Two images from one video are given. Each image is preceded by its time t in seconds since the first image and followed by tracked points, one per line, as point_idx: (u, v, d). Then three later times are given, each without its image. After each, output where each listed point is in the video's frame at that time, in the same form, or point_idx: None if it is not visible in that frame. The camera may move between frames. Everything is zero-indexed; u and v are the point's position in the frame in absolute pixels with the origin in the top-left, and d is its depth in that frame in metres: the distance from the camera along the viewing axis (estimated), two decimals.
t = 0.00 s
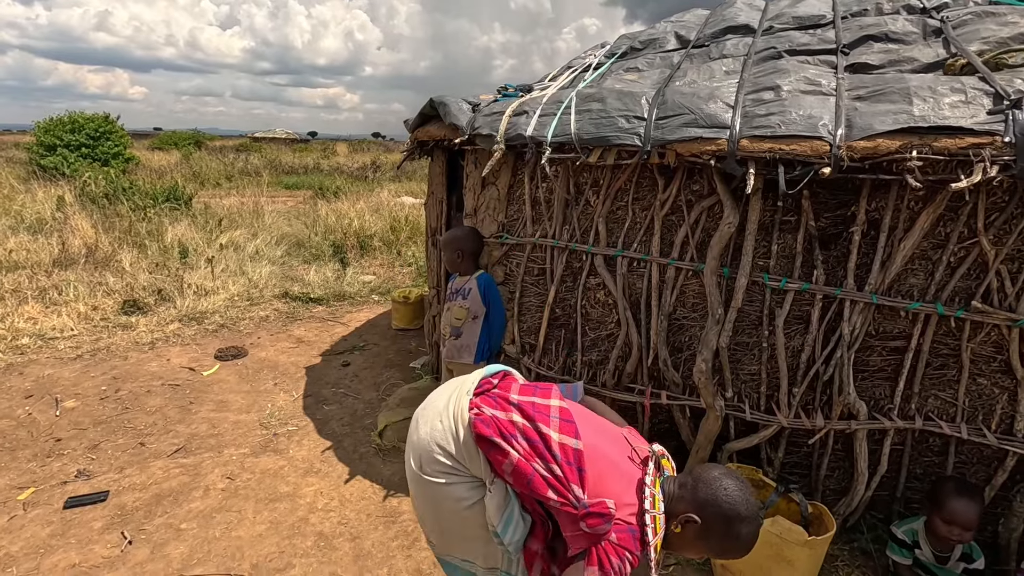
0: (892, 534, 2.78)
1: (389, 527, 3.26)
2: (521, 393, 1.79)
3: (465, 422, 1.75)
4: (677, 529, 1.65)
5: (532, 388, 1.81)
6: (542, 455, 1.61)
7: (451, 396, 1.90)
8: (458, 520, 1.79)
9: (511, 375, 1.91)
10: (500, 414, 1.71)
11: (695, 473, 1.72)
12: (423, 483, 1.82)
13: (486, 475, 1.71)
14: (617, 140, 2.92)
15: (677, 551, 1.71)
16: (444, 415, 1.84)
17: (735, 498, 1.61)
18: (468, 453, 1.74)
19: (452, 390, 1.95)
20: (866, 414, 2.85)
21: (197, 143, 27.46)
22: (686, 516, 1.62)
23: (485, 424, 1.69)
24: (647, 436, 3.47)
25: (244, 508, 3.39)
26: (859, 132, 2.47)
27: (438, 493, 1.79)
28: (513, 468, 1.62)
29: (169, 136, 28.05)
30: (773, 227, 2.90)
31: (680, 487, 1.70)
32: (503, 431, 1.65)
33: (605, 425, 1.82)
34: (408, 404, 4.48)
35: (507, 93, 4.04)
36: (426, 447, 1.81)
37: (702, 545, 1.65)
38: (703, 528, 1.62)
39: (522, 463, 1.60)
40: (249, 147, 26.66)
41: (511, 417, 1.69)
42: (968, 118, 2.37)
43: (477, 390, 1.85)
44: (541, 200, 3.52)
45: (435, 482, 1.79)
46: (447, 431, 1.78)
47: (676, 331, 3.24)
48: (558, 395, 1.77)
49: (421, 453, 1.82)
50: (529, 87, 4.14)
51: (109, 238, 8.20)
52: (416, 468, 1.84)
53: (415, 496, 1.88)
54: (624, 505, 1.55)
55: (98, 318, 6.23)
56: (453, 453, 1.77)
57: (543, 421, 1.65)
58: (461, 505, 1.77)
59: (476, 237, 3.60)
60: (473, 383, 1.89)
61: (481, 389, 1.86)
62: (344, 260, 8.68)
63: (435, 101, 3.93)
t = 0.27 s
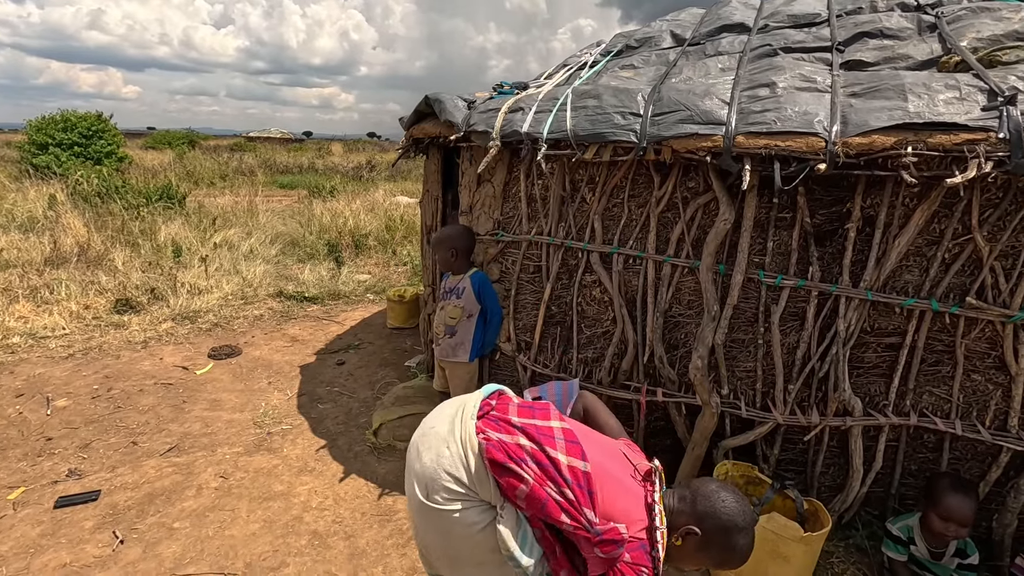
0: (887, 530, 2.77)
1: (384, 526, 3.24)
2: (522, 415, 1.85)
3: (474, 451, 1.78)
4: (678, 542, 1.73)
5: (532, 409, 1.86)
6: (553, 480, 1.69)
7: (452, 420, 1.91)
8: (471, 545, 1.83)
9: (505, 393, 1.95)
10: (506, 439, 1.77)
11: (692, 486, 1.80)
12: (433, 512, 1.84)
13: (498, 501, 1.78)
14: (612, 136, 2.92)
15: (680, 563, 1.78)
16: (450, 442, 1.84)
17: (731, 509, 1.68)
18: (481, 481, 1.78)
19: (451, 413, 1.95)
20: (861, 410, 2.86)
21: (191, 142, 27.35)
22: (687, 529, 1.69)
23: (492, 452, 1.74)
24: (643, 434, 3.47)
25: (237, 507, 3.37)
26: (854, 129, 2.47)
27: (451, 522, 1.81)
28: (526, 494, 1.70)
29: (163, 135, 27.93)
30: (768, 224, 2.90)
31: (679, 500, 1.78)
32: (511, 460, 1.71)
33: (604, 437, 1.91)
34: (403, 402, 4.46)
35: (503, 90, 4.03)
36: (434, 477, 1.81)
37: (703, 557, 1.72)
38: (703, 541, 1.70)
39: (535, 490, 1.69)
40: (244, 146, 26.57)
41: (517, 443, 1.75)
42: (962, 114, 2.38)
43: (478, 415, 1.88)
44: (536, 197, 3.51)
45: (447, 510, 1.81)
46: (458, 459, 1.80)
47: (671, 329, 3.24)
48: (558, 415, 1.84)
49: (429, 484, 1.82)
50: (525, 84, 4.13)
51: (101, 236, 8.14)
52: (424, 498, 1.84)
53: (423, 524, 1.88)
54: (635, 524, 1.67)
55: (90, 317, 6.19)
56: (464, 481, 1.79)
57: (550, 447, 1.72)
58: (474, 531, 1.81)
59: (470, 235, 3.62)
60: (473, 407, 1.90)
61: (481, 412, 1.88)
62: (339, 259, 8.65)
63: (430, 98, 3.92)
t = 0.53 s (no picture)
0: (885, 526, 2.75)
1: (379, 524, 3.21)
2: (524, 438, 1.89)
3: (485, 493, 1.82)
4: (697, 519, 1.79)
5: (533, 430, 1.90)
6: (569, 495, 1.73)
7: (457, 465, 1.94)
8: None
9: (501, 420, 1.98)
10: (514, 470, 1.81)
11: (702, 463, 1.87)
12: (453, 560, 1.90)
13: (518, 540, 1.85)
14: (608, 131, 2.90)
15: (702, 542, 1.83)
16: (461, 491, 1.88)
17: (746, 478, 1.76)
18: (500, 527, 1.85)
19: (454, 455, 1.98)
20: (857, 406, 2.85)
21: (187, 143, 27.26)
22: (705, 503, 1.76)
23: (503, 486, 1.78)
24: (639, 431, 3.45)
25: (230, 506, 3.33)
26: (850, 122, 2.46)
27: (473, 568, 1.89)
28: (544, 520, 1.74)
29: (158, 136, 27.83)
30: (764, 219, 2.89)
31: (692, 478, 1.84)
32: (523, 489, 1.75)
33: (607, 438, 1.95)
34: (398, 401, 4.44)
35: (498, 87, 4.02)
36: (452, 528, 1.86)
37: (724, 530, 1.78)
38: (723, 513, 1.76)
39: (553, 511, 1.73)
40: (239, 147, 26.51)
41: (525, 471, 1.79)
42: (958, 108, 2.37)
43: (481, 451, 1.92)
44: (531, 194, 3.49)
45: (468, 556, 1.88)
46: (473, 508, 1.85)
47: (667, 325, 3.23)
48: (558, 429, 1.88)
49: (447, 534, 1.88)
50: (520, 81, 4.11)
51: (94, 236, 8.09)
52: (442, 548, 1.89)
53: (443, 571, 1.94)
54: (658, 517, 1.71)
55: (82, 316, 6.14)
56: (482, 529, 1.86)
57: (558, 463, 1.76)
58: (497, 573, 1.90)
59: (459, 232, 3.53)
60: (476, 448, 1.93)
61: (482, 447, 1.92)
62: (334, 259, 8.62)
63: (424, 95, 3.90)
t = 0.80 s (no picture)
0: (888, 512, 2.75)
1: (375, 515, 3.16)
2: (507, 458, 1.99)
3: (471, 528, 1.90)
4: (694, 508, 1.80)
5: (513, 446, 1.99)
6: (550, 507, 1.82)
7: (441, 504, 2.01)
8: None
9: (484, 445, 2.09)
10: (497, 494, 1.91)
11: (698, 452, 1.88)
12: None
13: (514, 566, 1.93)
14: (607, 115, 2.87)
15: (702, 532, 1.83)
16: (448, 531, 1.95)
17: (740, 466, 1.76)
18: (493, 558, 1.93)
19: (439, 493, 2.05)
20: (859, 393, 2.82)
21: (182, 143, 27.16)
22: (699, 492, 1.76)
23: (489, 512, 1.89)
24: (638, 421, 3.41)
25: (223, 498, 3.27)
26: (852, 103, 2.43)
27: None
28: (532, 538, 1.83)
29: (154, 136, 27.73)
30: (765, 204, 2.85)
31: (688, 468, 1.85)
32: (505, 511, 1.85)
33: (593, 441, 2.00)
34: (394, 394, 4.39)
35: (495, 75, 3.97)
36: (448, 567, 1.95)
37: (721, 519, 1.78)
38: (718, 501, 1.77)
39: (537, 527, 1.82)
40: (235, 147, 26.43)
41: (507, 493, 1.89)
42: (962, 87, 2.34)
43: (465, 481, 2.00)
44: (529, 181, 3.45)
45: None
46: (463, 546, 1.93)
47: (667, 313, 3.20)
48: (536, 440, 1.97)
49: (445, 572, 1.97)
50: (517, 70, 4.07)
51: (88, 233, 8.02)
52: None
53: None
54: (641, 511, 1.74)
55: (75, 312, 6.08)
56: (475, 562, 1.94)
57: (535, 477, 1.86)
58: None
59: (457, 221, 3.50)
60: (456, 483, 2.00)
61: (468, 476, 2.02)
62: (330, 256, 8.57)
63: (421, 83, 3.85)
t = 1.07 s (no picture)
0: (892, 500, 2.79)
1: (379, 508, 3.15)
2: (502, 457, 1.98)
3: (467, 528, 1.91)
4: (694, 507, 1.75)
5: (508, 445, 1.98)
6: (543, 503, 1.81)
7: (439, 504, 2.03)
8: None
9: (480, 446, 2.08)
10: (491, 494, 1.91)
11: (699, 449, 1.83)
12: None
13: (513, 565, 1.92)
14: (610, 106, 2.88)
15: (702, 531, 1.78)
16: (445, 530, 1.97)
17: (743, 463, 1.70)
18: (489, 556, 1.92)
19: (438, 495, 2.06)
20: (863, 382, 2.83)
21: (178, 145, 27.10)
22: (700, 490, 1.71)
23: (483, 511, 1.89)
24: (642, 414, 3.42)
25: (226, 493, 3.26)
26: (855, 92, 2.45)
27: None
28: (526, 534, 1.81)
29: (149, 138, 27.66)
30: (767, 195, 2.86)
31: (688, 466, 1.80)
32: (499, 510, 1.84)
33: (589, 435, 1.98)
34: (396, 390, 4.38)
35: (497, 70, 3.98)
36: (447, 566, 1.97)
37: (723, 517, 1.73)
38: (720, 499, 1.72)
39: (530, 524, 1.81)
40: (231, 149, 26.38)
41: (501, 491, 1.89)
42: (963, 76, 2.36)
43: (462, 482, 2.01)
44: (532, 175, 3.46)
45: None
46: (459, 546, 1.93)
47: (670, 305, 3.21)
48: (530, 438, 1.95)
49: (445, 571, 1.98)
50: (518, 66, 4.08)
51: (85, 232, 7.99)
52: None
53: None
54: (634, 501, 1.71)
55: (73, 311, 6.06)
56: (472, 561, 1.95)
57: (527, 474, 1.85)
58: None
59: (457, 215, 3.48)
60: (452, 485, 2.01)
61: (465, 477, 2.02)
62: (329, 255, 8.56)
63: (422, 78, 3.85)
